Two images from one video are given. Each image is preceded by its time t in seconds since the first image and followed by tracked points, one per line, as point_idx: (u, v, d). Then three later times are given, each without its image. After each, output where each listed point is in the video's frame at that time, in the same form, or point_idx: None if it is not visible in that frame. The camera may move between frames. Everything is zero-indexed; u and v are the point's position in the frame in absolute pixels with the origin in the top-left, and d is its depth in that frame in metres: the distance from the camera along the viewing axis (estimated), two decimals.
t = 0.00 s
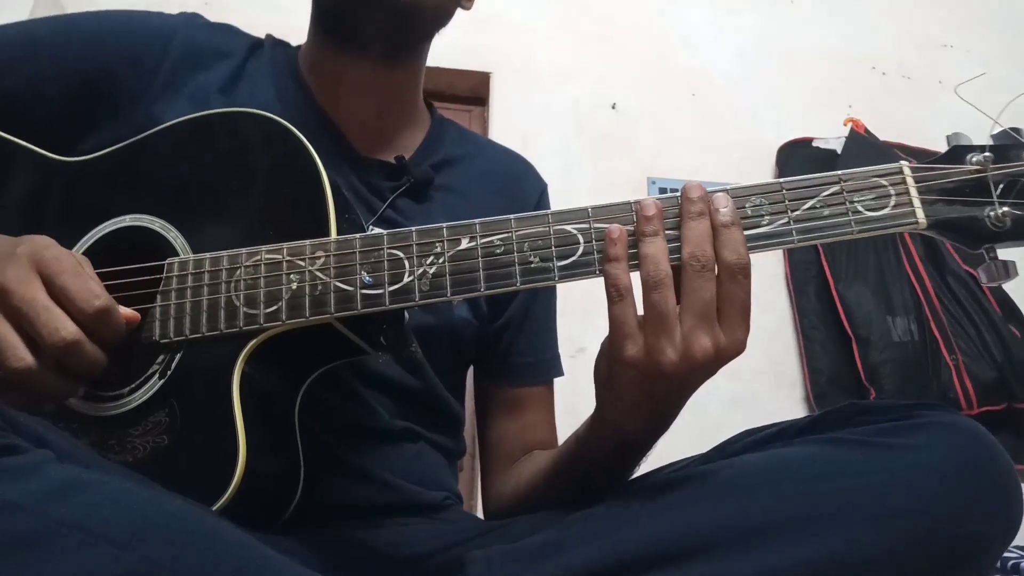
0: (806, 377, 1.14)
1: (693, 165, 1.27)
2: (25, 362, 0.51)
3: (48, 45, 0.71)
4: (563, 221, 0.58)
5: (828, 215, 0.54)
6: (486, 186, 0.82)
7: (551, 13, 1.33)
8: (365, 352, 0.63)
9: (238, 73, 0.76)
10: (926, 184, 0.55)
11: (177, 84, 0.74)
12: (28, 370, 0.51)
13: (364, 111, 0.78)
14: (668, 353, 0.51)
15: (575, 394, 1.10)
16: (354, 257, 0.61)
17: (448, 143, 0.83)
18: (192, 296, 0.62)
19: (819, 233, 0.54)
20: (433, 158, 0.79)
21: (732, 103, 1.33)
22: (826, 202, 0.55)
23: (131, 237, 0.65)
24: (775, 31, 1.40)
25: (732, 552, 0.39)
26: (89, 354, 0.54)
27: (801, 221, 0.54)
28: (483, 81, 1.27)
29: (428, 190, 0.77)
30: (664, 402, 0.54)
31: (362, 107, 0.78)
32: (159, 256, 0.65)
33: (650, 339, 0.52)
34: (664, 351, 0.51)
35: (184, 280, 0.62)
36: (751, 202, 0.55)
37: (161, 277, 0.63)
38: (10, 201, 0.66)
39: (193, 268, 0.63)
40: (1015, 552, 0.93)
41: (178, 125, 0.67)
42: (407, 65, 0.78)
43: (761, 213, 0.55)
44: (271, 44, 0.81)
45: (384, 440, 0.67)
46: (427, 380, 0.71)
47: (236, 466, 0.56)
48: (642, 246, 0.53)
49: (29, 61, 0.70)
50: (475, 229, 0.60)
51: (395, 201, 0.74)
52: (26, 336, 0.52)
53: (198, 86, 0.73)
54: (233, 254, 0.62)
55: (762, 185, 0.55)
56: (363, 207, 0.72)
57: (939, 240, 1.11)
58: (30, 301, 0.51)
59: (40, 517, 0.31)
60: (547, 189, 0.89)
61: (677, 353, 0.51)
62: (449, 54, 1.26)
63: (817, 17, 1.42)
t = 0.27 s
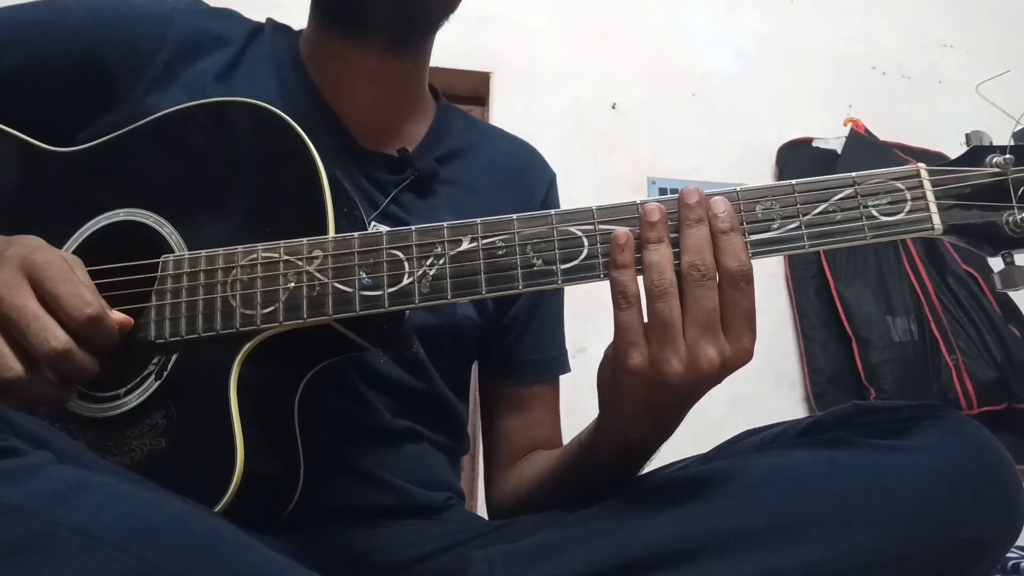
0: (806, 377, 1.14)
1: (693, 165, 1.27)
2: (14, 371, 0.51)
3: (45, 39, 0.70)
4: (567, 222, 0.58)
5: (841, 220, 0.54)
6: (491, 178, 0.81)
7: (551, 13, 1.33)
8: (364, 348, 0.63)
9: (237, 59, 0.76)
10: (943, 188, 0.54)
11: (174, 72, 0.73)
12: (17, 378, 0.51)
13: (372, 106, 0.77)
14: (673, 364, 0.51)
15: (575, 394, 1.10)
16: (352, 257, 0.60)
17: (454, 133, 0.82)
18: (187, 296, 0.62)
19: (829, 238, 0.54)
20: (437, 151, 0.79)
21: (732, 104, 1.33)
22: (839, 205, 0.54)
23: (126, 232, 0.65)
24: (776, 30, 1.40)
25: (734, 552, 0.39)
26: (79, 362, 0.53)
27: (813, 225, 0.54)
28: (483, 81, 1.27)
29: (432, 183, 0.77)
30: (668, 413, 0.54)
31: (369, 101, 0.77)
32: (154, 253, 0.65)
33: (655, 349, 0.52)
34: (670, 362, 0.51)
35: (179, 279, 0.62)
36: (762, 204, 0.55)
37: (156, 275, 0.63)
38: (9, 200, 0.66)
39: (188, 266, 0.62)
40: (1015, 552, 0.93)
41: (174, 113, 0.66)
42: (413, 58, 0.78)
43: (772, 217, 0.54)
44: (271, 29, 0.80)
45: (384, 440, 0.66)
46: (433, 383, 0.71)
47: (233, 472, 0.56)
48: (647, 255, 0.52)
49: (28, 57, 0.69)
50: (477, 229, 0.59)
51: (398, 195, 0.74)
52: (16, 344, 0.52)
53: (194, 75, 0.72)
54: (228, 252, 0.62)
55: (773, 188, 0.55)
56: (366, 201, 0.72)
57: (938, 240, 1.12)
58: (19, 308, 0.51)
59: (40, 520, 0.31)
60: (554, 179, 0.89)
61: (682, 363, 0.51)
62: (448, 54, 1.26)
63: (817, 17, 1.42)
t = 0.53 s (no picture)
0: (806, 377, 1.14)
1: (693, 165, 1.27)
2: (11, 373, 0.51)
3: (44, 37, 0.70)
4: (567, 221, 0.58)
5: (843, 219, 0.54)
6: (491, 175, 0.81)
7: (551, 13, 1.33)
8: (363, 345, 0.62)
9: (234, 55, 0.75)
10: (947, 186, 0.54)
11: (171, 68, 0.73)
12: (15, 381, 0.51)
13: (372, 103, 0.77)
14: (671, 368, 0.51)
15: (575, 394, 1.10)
16: (349, 257, 0.60)
17: (454, 129, 0.82)
18: (184, 296, 0.61)
19: (831, 237, 0.54)
20: (437, 148, 0.79)
21: (732, 104, 1.33)
22: (842, 205, 0.54)
23: (123, 230, 0.65)
24: (776, 30, 1.40)
25: (734, 553, 0.39)
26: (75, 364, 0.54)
27: (815, 224, 0.54)
28: (483, 81, 1.27)
29: (431, 180, 0.77)
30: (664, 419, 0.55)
31: (369, 98, 0.77)
32: (151, 251, 0.65)
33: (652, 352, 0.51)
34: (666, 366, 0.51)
35: (176, 278, 0.62)
36: (764, 204, 0.55)
37: (153, 273, 0.63)
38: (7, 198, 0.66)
39: (185, 265, 0.62)
40: (1015, 552, 0.93)
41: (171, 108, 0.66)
42: (412, 54, 0.78)
43: (774, 216, 0.54)
44: (268, 24, 0.80)
45: (384, 440, 0.66)
46: (433, 383, 0.71)
47: (231, 472, 0.56)
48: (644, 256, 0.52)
49: (27, 56, 0.69)
50: (476, 228, 0.59)
51: (398, 193, 0.74)
52: (13, 346, 0.52)
53: (192, 72, 0.72)
54: (225, 251, 0.62)
55: (775, 186, 0.55)
56: (365, 200, 0.72)
57: (938, 240, 1.12)
58: (15, 310, 0.51)
59: (38, 521, 0.31)
60: (555, 176, 0.89)
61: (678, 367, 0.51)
62: (448, 54, 1.26)
63: (817, 17, 1.42)
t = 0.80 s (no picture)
0: (806, 377, 1.14)
1: (693, 165, 1.27)
2: (10, 371, 0.51)
3: (44, 35, 0.70)
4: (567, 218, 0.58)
5: (845, 215, 0.54)
6: (491, 173, 0.81)
7: (551, 13, 1.33)
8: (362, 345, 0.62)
9: (234, 54, 0.75)
10: (949, 182, 0.53)
11: (170, 67, 0.73)
12: (16, 381, 0.51)
13: (371, 100, 0.77)
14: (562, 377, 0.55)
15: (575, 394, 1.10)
16: (348, 255, 0.60)
17: (455, 128, 0.82)
18: (183, 294, 0.61)
19: (832, 234, 0.53)
20: (437, 146, 0.79)
21: (732, 104, 1.33)
22: (843, 200, 0.54)
23: (122, 229, 0.65)
24: (776, 30, 1.39)
25: (736, 554, 0.38)
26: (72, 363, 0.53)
27: (815, 220, 0.54)
28: (483, 80, 1.26)
29: (431, 179, 0.77)
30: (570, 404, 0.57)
31: (369, 95, 0.77)
32: (150, 250, 0.65)
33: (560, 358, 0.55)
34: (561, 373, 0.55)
35: (175, 276, 0.62)
36: (764, 200, 0.55)
37: (152, 272, 0.63)
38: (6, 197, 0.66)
39: (185, 264, 0.62)
40: (1016, 552, 0.93)
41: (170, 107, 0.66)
42: (410, 49, 0.77)
43: (774, 212, 0.55)
44: (268, 24, 0.80)
45: (384, 440, 0.66)
46: (432, 384, 0.70)
47: (230, 470, 0.56)
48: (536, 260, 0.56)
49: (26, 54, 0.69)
50: (475, 226, 0.60)
51: (398, 192, 0.74)
52: (13, 346, 0.52)
53: (191, 71, 0.72)
54: (223, 250, 0.62)
55: (774, 183, 0.55)
56: (365, 198, 0.72)
57: (937, 238, 1.11)
58: (15, 309, 0.51)
59: (37, 522, 0.31)
60: (555, 175, 0.88)
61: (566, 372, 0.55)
62: (448, 54, 1.26)
63: (817, 17, 1.42)
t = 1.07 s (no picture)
0: (806, 377, 1.14)
1: (693, 165, 1.27)
2: (12, 369, 0.51)
3: (45, 35, 0.70)
4: (567, 218, 0.58)
5: (851, 215, 0.53)
6: (492, 175, 0.81)
7: (551, 13, 1.33)
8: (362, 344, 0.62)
9: (235, 54, 0.75)
10: (958, 181, 0.53)
11: (171, 66, 0.73)
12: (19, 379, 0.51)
13: (374, 101, 0.77)
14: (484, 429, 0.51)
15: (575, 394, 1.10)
16: (348, 255, 0.60)
17: (456, 131, 0.82)
18: (182, 295, 0.61)
19: (838, 234, 0.53)
20: (438, 148, 0.79)
21: (733, 104, 1.33)
22: (850, 200, 0.54)
23: (122, 229, 0.65)
24: (776, 31, 1.39)
25: (736, 554, 0.38)
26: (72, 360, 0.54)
27: (821, 221, 0.54)
28: (483, 80, 1.26)
29: (432, 182, 0.77)
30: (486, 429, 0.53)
31: (371, 96, 0.77)
32: (150, 249, 0.65)
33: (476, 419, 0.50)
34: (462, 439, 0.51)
35: (175, 276, 0.62)
36: (768, 200, 0.55)
37: (152, 272, 0.63)
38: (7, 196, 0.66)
39: (184, 264, 0.62)
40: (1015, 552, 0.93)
41: (170, 107, 0.66)
42: (413, 51, 0.78)
43: (779, 213, 0.55)
44: (269, 23, 0.80)
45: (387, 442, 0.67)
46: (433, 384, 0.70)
47: (230, 470, 0.56)
48: (330, 353, 0.51)
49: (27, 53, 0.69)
50: (475, 226, 0.59)
51: (398, 195, 0.74)
52: (15, 343, 0.52)
53: (192, 71, 0.72)
54: (223, 250, 0.62)
55: (779, 183, 0.55)
56: (366, 199, 0.72)
57: (936, 238, 1.12)
58: (15, 306, 0.51)
59: (38, 521, 0.31)
60: (556, 178, 0.89)
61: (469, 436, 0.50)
62: (448, 54, 1.26)
63: (818, 17, 1.42)
